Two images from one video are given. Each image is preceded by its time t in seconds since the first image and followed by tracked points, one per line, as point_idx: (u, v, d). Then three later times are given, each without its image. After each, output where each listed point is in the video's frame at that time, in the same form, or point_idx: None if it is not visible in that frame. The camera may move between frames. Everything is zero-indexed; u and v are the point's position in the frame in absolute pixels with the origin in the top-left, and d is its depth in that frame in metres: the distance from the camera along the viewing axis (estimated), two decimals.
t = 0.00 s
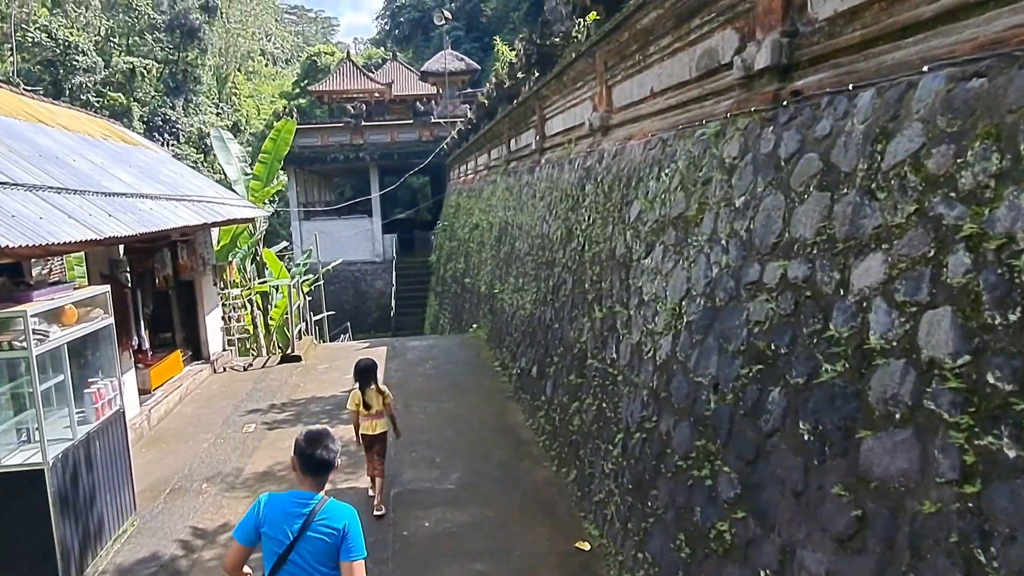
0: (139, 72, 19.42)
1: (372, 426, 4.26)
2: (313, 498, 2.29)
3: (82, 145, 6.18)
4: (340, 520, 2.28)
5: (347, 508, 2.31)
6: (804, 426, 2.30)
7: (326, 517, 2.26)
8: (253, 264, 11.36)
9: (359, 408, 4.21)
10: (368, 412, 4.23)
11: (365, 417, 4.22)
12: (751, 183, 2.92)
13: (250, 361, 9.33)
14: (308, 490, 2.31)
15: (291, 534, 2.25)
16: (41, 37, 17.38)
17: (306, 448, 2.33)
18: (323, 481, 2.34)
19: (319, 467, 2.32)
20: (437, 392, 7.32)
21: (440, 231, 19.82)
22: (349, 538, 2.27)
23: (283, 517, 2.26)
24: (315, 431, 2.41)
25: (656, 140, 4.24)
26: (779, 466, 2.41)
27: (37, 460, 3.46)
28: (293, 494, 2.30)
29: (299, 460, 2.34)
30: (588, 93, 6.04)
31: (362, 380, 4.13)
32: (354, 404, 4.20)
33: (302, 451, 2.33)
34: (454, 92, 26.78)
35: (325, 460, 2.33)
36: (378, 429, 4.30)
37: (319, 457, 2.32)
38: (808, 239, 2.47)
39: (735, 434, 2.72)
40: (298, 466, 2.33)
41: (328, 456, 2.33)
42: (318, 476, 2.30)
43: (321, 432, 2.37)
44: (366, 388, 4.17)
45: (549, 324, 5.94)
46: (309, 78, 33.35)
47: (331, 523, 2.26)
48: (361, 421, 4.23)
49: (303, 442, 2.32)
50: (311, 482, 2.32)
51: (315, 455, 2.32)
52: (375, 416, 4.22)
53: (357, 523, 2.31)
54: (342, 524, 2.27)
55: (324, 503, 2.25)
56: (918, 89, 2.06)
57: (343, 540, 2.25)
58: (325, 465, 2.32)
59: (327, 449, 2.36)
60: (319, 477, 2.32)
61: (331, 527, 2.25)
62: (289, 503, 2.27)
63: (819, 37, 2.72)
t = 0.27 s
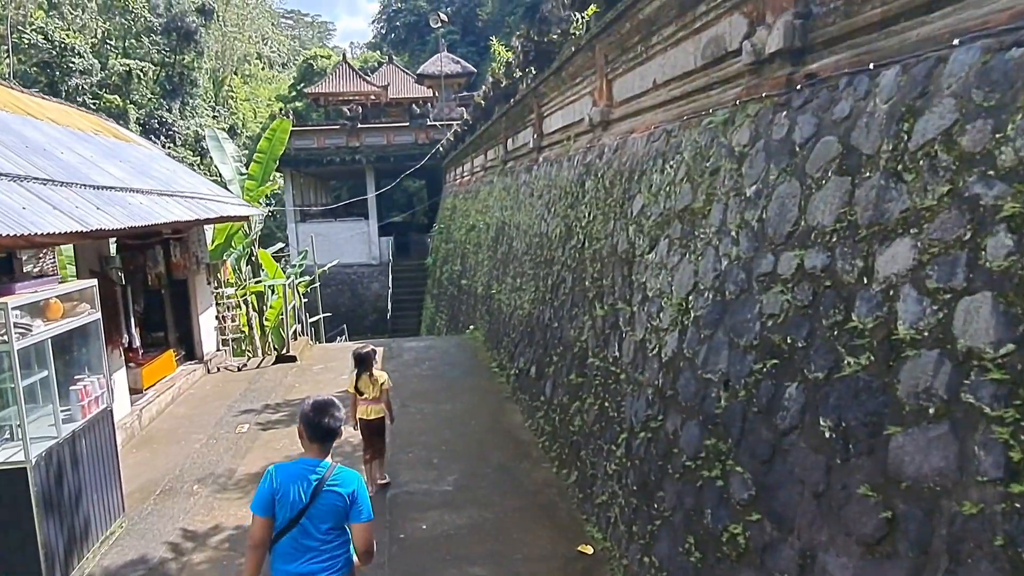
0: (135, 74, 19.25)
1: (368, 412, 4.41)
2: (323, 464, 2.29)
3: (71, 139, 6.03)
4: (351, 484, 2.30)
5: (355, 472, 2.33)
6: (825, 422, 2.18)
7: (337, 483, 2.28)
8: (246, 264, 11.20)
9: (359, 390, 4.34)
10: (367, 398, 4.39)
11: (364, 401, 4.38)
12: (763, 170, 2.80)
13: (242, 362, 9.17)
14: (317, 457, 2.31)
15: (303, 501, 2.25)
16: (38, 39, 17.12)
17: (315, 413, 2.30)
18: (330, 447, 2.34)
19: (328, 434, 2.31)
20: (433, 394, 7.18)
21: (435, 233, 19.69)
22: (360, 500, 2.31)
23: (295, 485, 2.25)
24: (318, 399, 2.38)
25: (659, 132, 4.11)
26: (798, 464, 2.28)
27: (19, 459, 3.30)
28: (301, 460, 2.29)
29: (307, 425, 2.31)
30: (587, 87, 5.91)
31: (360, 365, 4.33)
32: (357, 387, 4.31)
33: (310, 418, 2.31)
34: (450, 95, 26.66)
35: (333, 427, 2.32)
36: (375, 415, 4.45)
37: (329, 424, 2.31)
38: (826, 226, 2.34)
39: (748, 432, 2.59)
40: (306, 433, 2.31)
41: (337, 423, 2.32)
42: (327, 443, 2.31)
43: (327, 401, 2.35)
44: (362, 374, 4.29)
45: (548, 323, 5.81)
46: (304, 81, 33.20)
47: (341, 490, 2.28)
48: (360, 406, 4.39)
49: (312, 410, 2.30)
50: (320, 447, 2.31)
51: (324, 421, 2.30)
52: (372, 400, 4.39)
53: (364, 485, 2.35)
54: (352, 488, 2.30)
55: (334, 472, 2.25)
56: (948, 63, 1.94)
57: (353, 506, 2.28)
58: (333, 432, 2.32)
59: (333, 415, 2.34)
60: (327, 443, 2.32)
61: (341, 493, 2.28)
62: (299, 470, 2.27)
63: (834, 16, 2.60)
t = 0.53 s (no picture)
0: (133, 77, 19.15)
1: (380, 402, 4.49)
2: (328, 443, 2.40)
3: (65, 134, 5.89)
4: (355, 460, 2.43)
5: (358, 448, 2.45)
6: (869, 412, 2.01)
7: (342, 460, 2.40)
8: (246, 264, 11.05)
9: (369, 381, 4.48)
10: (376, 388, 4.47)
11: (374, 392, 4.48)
12: (792, 148, 2.64)
13: (243, 364, 9.01)
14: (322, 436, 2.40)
15: (312, 477, 2.36)
16: (35, 43, 17.02)
17: (318, 395, 2.39)
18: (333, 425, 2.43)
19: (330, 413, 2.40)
20: (439, 393, 7.02)
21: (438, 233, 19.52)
22: (364, 474, 2.44)
23: (303, 462, 2.35)
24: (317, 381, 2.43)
25: (675, 117, 3.96)
26: (838, 459, 2.12)
27: (6, 463, 3.14)
28: (306, 440, 2.38)
29: (309, 407, 2.38)
30: (596, 77, 5.75)
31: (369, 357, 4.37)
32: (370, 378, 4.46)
33: (312, 399, 2.38)
34: (451, 94, 26.50)
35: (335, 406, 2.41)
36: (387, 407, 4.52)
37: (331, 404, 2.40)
38: (866, 202, 2.18)
39: (781, 425, 2.43)
40: (309, 414, 2.38)
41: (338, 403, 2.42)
42: (331, 423, 2.41)
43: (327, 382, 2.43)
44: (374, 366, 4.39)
45: (558, 319, 5.65)
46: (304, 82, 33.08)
47: (346, 466, 2.40)
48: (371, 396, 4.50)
49: (314, 392, 2.37)
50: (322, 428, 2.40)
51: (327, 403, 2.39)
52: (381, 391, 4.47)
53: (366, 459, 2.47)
54: (357, 462, 2.43)
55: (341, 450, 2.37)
56: (1005, 18, 1.78)
57: (358, 481, 2.41)
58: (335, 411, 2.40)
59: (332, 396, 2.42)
60: (330, 422, 2.41)
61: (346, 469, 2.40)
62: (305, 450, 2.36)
63: None
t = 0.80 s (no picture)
0: (133, 74, 19.02)
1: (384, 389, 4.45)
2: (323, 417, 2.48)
3: (59, 125, 5.75)
4: (351, 433, 2.48)
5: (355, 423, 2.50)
6: (910, 409, 1.88)
7: (337, 433, 2.46)
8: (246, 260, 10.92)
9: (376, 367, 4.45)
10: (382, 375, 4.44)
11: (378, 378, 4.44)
12: (819, 130, 2.51)
13: (242, 360, 8.88)
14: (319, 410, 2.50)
15: (306, 449, 2.45)
16: (34, 39, 16.88)
17: (314, 370, 2.50)
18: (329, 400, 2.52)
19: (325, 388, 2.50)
20: (442, 390, 6.89)
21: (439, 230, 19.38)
22: (361, 448, 2.48)
23: (297, 434, 2.46)
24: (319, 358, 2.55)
25: (689, 103, 3.82)
26: (874, 459, 1.98)
27: None
28: (304, 412, 2.49)
29: (307, 381, 2.51)
30: (604, 66, 5.61)
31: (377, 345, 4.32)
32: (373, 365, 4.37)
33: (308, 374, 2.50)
34: (453, 90, 26.33)
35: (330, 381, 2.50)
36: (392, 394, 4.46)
37: (325, 379, 2.49)
38: (903, 185, 2.05)
39: (808, 422, 2.30)
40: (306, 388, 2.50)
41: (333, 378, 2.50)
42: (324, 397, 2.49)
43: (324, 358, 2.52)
44: (379, 353, 4.33)
45: (565, 314, 5.52)
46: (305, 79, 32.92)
47: (341, 439, 2.46)
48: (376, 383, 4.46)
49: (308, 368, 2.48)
50: (320, 402, 2.51)
51: (322, 377, 2.49)
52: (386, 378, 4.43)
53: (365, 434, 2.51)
54: (353, 436, 2.48)
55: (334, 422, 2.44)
56: None
57: (354, 454, 2.46)
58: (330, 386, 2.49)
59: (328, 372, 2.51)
60: (326, 396, 2.50)
61: (342, 442, 2.46)
62: (301, 423, 2.47)
63: None
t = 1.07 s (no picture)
0: (133, 69, 18.87)
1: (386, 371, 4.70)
2: (327, 390, 2.51)
3: (50, 106, 5.58)
4: (353, 407, 2.48)
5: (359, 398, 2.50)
6: (961, 391, 1.71)
7: (339, 406, 2.48)
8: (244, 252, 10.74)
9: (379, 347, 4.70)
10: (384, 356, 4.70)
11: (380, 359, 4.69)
12: (852, 95, 2.32)
13: (240, 353, 8.71)
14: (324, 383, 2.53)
15: (310, 420, 2.49)
16: (34, 34, 16.73)
17: (323, 343, 2.55)
18: (335, 374, 2.56)
19: (330, 361, 2.54)
20: (443, 383, 6.72)
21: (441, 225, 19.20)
22: (363, 422, 2.47)
23: (302, 405, 2.50)
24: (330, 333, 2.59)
25: (703, 79, 3.64)
26: (920, 447, 1.81)
27: None
28: (311, 384, 2.54)
29: (317, 354, 2.56)
30: (612, 48, 5.43)
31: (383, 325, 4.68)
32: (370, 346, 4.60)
33: (316, 347, 2.55)
34: (455, 85, 26.13)
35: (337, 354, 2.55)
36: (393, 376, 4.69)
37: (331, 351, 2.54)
38: (951, 147, 1.87)
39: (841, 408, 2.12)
40: (314, 361, 2.55)
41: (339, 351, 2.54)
42: (329, 370, 2.53)
43: (331, 333, 2.56)
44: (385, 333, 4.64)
45: (570, 304, 5.34)
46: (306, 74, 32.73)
47: (343, 411, 2.47)
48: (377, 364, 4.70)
49: (315, 340, 2.54)
50: (329, 374, 2.55)
51: (328, 350, 2.54)
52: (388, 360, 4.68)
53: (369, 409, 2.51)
54: (357, 409, 2.48)
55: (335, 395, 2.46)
56: None
57: (356, 427, 2.46)
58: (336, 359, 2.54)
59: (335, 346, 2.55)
60: (331, 369, 2.54)
61: (344, 414, 2.47)
62: (307, 393, 2.52)
63: None
